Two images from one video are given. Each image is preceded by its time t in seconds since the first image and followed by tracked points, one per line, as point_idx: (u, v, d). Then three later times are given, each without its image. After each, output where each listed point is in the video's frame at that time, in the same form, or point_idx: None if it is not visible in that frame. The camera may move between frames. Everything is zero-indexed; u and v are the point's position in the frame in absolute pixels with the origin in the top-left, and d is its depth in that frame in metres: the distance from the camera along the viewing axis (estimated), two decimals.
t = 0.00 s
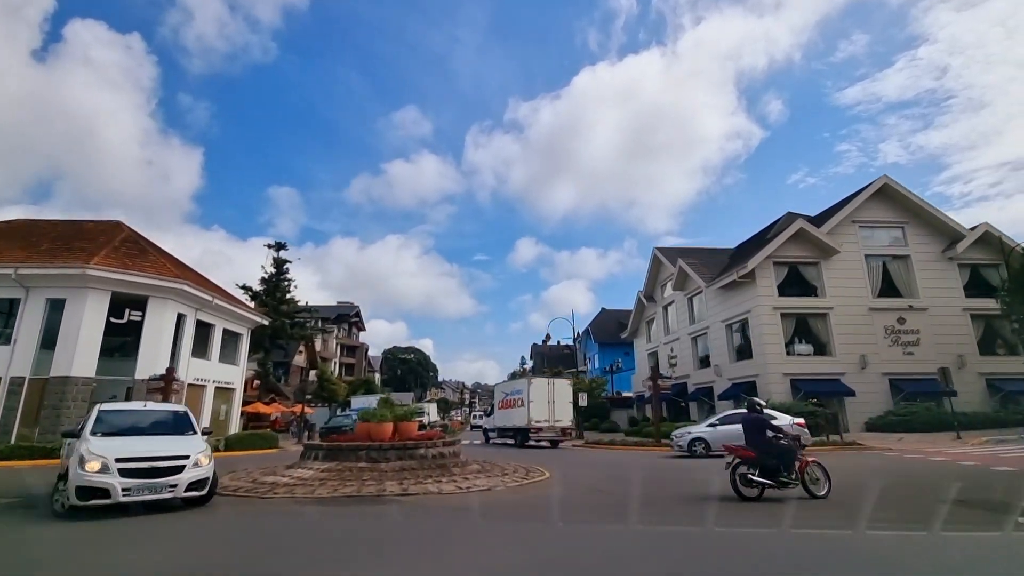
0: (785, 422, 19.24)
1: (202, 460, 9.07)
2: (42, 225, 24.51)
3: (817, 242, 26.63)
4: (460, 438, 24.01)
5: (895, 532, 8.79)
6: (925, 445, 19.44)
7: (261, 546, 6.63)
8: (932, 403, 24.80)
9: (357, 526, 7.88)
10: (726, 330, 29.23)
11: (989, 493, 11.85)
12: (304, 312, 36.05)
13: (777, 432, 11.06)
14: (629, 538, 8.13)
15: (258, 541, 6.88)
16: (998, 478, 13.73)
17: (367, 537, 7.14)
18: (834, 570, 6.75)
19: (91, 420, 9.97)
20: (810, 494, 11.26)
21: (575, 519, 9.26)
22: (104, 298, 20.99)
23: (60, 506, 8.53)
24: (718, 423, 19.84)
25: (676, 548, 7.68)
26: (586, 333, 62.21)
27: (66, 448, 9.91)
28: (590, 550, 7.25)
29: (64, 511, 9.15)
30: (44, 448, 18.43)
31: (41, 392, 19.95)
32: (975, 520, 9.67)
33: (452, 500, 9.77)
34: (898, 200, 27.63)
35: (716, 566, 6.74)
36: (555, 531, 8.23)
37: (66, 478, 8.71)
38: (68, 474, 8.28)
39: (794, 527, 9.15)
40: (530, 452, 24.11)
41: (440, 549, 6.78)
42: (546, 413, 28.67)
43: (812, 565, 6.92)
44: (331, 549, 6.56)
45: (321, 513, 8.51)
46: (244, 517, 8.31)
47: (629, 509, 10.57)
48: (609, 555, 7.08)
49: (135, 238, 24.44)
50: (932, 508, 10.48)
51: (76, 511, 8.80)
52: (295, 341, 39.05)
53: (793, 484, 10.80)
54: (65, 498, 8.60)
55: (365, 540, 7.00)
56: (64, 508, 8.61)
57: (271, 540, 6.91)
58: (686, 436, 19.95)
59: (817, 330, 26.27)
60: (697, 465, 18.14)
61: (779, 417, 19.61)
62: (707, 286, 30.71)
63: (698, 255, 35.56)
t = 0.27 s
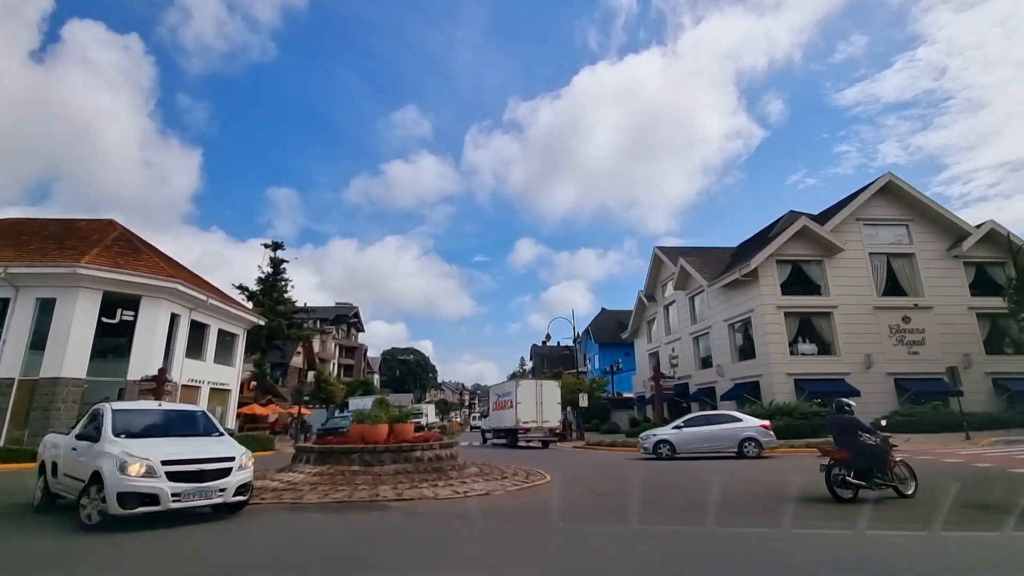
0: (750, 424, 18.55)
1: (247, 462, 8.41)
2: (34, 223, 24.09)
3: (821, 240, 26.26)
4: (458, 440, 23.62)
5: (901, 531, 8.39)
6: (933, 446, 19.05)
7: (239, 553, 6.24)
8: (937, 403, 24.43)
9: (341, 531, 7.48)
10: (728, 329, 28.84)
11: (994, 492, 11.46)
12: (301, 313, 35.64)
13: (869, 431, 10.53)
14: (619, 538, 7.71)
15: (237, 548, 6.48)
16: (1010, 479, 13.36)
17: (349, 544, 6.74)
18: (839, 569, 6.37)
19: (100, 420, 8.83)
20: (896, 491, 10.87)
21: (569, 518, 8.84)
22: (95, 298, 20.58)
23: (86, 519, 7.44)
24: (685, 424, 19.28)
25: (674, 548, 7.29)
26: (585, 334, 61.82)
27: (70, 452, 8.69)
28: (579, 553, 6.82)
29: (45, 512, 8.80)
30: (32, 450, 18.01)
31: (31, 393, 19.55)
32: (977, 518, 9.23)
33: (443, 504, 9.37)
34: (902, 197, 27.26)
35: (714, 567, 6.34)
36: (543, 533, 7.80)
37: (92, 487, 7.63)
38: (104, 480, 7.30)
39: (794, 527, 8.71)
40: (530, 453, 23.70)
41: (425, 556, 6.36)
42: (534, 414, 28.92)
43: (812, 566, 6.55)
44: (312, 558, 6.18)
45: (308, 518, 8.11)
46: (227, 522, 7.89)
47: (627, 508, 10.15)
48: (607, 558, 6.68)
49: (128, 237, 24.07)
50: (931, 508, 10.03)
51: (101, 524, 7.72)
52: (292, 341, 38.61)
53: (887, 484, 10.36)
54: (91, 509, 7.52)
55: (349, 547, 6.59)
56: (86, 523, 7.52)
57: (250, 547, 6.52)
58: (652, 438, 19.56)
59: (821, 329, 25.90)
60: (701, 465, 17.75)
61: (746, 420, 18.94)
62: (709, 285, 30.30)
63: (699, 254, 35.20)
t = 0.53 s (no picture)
0: (717, 426, 18.24)
1: (300, 462, 8.14)
2: (28, 222, 23.82)
3: (824, 239, 26.00)
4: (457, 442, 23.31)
5: (898, 531, 8.09)
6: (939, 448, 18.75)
7: (221, 560, 5.95)
8: (943, 404, 24.14)
9: (331, 535, 7.20)
10: (730, 329, 28.54)
11: (1000, 492, 11.18)
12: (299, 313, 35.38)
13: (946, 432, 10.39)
14: (608, 539, 7.42)
15: (220, 554, 6.19)
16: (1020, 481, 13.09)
17: (337, 549, 6.46)
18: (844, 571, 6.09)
19: (128, 418, 8.11)
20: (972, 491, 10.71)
21: (567, 520, 8.55)
22: (90, 297, 20.30)
23: (140, 526, 6.92)
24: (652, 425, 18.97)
25: (673, 548, 7.01)
26: (586, 335, 61.53)
27: (92, 454, 7.92)
28: (566, 554, 6.54)
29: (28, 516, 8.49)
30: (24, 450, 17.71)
31: (24, 393, 19.27)
32: (976, 519, 8.92)
33: (439, 508, 9.09)
34: (906, 196, 27.00)
35: (716, 568, 6.07)
36: (533, 533, 7.51)
37: (144, 490, 7.08)
38: (164, 484, 6.81)
39: (792, 527, 8.42)
40: (530, 455, 23.40)
41: (414, 559, 6.08)
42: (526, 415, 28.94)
43: (805, 567, 6.26)
44: (297, 563, 5.90)
45: (300, 523, 7.83)
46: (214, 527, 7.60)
47: (627, 508, 9.87)
48: (607, 560, 6.40)
49: (124, 236, 23.81)
50: (929, 508, 9.71)
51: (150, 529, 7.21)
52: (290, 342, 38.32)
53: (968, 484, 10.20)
54: (144, 514, 7.00)
55: (340, 551, 6.32)
56: (138, 528, 7.01)
57: (234, 553, 6.23)
58: (618, 439, 19.18)
59: (824, 329, 25.62)
60: (704, 466, 17.46)
61: (713, 422, 18.64)
62: (710, 285, 30.00)
63: (701, 254, 34.92)
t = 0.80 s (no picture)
0: (677, 428, 17.95)
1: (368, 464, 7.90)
2: (24, 221, 23.57)
3: (827, 238, 25.73)
4: (457, 443, 23.05)
5: (899, 531, 7.85)
6: (944, 449, 18.51)
7: (205, 564, 5.70)
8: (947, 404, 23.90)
9: (321, 537, 6.97)
10: (732, 329, 28.27)
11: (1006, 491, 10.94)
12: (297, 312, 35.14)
13: None
14: (602, 539, 7.19)
15: (205, 557, 5.95)
16: None
17: (326, 552, 6.22)
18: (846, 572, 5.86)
19: (182, 416, 7.53)
20: None
21: (565, 521, 8.32)
22: (84, 296, 20.03)
23: (230, 531, 6.51)
24: (613, 426, 18.69)
25: (672, 549, 6.77)
26: (586, 335, 61.27)
27: (143, 454, 7.24)
28: (558, 555, 6.32)
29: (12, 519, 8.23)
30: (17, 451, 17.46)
31: (17, 393, 19.02)
32: (977, 518, 8.68)
33: (435, 510, 8.86)
34: (909, 195, 26.76)
35: (715, 568, 5.84)
36: (526, 534, 7.29)
37: (229, 493, 6.68)
38: (258, 485, 6.50)
39: (795, 527, 8.15)
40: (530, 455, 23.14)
41: (404, 562, 5.84)
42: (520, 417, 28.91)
43: (801, 566, 6.04)
44: (282, 567, 5.66)
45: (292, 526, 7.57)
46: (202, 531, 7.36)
47: (627, 508, 9.63)
48: (606, 560, 6.18)
49: (120, 234, 23.57)
50: (929, 508, 9.46)
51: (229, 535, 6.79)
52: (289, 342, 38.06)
53: None
54: (232, 518, 6.60)
55: (332, 555, 6.08)
56: (224, 534, 6.59)
57: (220, 556, 5.99)
58: (578, 439, 18.89)
59: (828, 329, 25.37)
60: (708, 466, 17.21)
61: (675, 424, 18.38)
62: (712, 284, 29.72)
63: (702, 253, 34.66)
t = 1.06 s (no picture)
0: (638, 428, 17.77)
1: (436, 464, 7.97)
2: (21, 219, 23.40)
3: (829, 237, 25.56)
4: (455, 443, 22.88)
5: (900, 531, 7.68)
6: (948, 449, 18.34)
7: (192, 568, 5.55)
8: (950, 404, 23.72)
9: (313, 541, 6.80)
10: (734, 329, 28.11)
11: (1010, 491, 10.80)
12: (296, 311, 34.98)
13: None
14: (599, 540, 7.02)
15: (193, 561, 5.79)
16: None
17: (317, 556, 6.06)
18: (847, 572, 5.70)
19: (247, 414, 7.29)
20: None
21: (563, 522, 8.15)
22: (80, 295, 19.87)
23: (330, 530, 6.44)
24: (576, 426, 18.43)
25: (670, 549, 6.61)
26: (586, 335, 61.10)
27: (209, 454, 6.96)
28: (554, 556, 6.16)
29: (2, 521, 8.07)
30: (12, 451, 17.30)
31: (13, 392, 18.85)
32: (978, 518, 8.52)
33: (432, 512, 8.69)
34: (912, 193, 26.59)
35: (714, 568, 5.69)
36: (523, 536, 7.12)
37: (324, 492, 6.59)
38: (357, 484, 6.46)
39: (796, 527, 8.00)
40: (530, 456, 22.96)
41: (397, 565, 5.68)
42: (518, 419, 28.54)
43: (798, 566, 5.89)
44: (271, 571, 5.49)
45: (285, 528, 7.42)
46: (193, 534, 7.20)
47: (627, 509, 9.46)
48: (605, 561, 6.02)
49: (117, 233, 23.39)
50: (928, 508, 9.30)
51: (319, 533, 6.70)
52: (287, 341, 37.87)
53: None
54: (330, 517, 6.54)
55: (326, 558, 5.94)
56: (321, 532, 6.50)
57: (209, 559, 5.84)
58: (540, 438, 18.57)
59: (830, 329, 25.22)
60: (709, 467, 17.04)
61: (638, 425, 18.22)
62: (713, 284, 29.54)
63: (703, 253, 34.48)
